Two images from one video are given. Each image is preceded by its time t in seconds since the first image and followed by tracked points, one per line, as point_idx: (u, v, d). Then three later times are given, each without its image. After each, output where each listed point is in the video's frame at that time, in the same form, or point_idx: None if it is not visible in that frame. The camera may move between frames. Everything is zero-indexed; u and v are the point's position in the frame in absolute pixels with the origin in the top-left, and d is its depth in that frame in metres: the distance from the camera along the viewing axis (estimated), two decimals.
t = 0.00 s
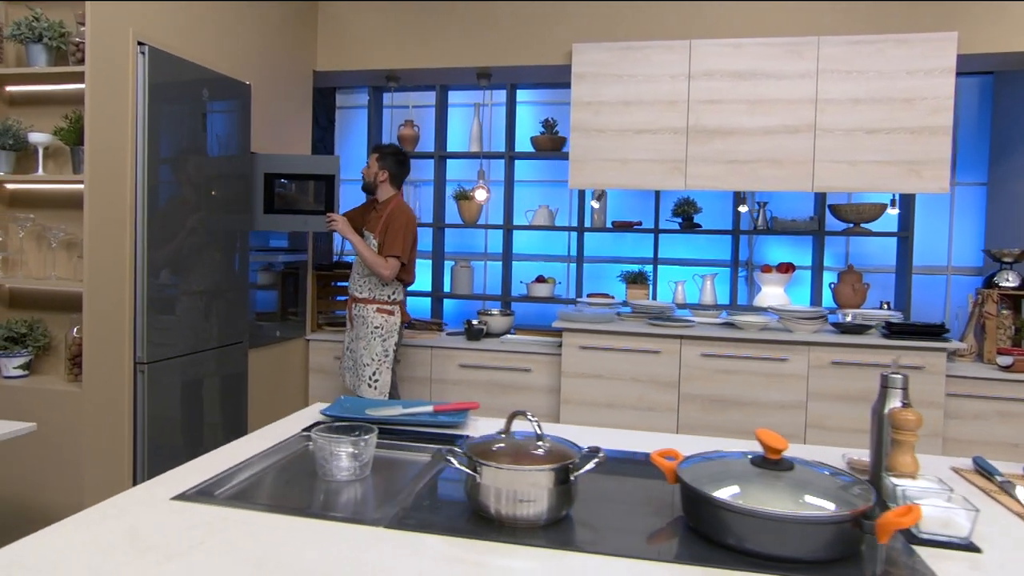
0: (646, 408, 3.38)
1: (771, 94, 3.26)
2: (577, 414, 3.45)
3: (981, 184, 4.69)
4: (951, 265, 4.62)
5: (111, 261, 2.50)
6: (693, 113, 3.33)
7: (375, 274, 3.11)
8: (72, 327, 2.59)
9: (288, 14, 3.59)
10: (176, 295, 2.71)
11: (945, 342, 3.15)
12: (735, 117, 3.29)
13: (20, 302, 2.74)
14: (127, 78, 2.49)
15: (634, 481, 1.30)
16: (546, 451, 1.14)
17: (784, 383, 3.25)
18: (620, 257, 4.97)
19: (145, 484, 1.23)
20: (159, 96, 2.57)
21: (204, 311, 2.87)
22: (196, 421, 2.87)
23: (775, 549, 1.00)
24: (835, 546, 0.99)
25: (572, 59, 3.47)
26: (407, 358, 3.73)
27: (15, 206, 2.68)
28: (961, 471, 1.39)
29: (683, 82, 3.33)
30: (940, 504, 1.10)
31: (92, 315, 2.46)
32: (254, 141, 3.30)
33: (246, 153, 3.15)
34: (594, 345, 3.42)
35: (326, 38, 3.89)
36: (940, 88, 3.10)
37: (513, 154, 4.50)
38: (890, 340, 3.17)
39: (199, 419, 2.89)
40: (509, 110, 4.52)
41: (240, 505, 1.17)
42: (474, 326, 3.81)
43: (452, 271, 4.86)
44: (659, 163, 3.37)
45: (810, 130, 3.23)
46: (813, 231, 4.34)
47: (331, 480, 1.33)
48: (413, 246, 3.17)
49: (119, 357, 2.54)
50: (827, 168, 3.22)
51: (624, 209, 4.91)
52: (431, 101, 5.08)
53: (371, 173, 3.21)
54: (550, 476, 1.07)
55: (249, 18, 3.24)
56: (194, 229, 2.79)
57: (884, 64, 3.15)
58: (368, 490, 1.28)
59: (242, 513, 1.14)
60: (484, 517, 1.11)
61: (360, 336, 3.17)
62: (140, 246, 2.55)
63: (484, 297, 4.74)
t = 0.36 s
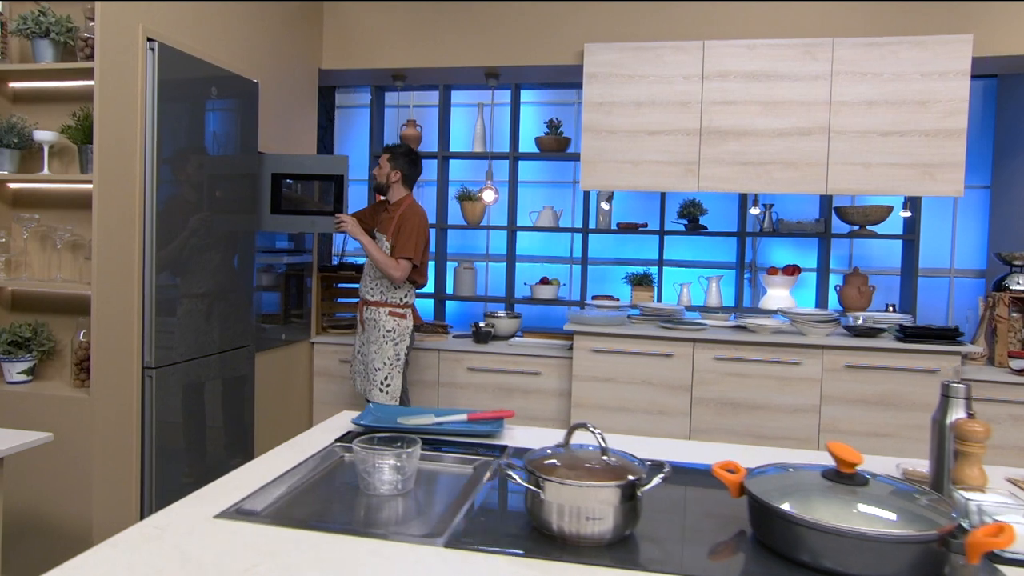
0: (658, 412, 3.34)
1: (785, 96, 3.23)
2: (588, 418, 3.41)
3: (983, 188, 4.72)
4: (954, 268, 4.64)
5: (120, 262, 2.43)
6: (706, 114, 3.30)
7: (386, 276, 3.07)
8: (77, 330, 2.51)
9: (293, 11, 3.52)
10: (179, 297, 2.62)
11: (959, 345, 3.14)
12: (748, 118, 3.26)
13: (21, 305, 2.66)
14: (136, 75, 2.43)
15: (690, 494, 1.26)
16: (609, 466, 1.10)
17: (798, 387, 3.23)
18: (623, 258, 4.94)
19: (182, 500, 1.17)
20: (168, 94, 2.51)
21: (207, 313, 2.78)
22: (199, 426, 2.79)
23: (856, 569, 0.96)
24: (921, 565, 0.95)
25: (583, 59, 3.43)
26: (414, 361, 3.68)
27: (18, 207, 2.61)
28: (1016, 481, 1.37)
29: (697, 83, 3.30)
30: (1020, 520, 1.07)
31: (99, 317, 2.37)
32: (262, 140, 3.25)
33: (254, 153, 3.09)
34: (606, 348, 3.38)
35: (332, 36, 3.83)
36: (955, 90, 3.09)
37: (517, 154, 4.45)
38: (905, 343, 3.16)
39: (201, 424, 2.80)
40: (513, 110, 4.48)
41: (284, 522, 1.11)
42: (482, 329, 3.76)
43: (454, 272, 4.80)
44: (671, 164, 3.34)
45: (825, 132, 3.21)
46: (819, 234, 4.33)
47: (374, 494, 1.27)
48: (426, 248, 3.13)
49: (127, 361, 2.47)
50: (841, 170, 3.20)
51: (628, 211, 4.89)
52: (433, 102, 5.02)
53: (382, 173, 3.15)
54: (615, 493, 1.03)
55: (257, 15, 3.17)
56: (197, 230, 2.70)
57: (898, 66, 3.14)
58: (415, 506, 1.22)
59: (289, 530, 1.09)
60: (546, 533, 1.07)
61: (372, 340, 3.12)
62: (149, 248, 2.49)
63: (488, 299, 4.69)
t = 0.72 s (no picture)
0: (664, 416, 3.32)
1: (791, 99, 3.22)
2: (593, 423, 3.38)
3: (977, 191, 4.76)
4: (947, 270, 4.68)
5: (120, 267, 2.35)
6: (712, 116, 3.28)
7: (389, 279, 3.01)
8: (76, 337, 2.44)
9: (290, 8, 3.44)
10: (180, 301, 2.54)
11: (963, 348, 3.16)
12: (754, 121, 3.25)
13: (15, 311, 2.57)
14: (137, 73, 2.34)
15: (742, 508, 1.23)
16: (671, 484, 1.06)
17: (804, 391, 3.23)
18: (620, 260, 4.93)
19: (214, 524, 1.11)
20: (169, 93, 2.43)
21: (201, 318, 2.68)
22: (195, 434, 2.68)
23: None
24: None
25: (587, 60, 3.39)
26: (415, 366, 3.62)
27: (10, 209, 2.51)
28: None
29: (702, 85, 3.28)
30: None
31: (100, 322, 2.30)
32: (263, 141, 3.19)
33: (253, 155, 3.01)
34: (611, 352, 3.36)
35: (329, 34, 3.75)
36: (959, 94, 3.11)
37: (514, 155, 4.40)
38: (910, 347, 3.17)
39: (198, 432, 2.70)
40: (510, 111, 4.42)
41: (329, 547, 1.06)
42: (483, 333, 3.72)
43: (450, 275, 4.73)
44: (677, 167, 3.31)
45: (830, 136, 3.21)
46: (817, 236, 4.34)
47: (413, 513, 1.22)
48: (431, 251, 3.07)
49: (127, 369, 2.39)
50: (846, 174, 3.20)
51: (625, 214, 4.87)
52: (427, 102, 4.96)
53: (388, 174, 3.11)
54: (680, 513, 0.99)
55: (255, 11, 3.09)
56: (193, 232, 2.61)
57: (903, 70, 3.14)
58: (457, 526, 1.17)
59: (336, 554, 1.04)
60: (604, 553, 1.03)
61: (375, 345, 3.06)
62: (150, 252, 2.41)
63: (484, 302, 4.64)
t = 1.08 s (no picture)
0: (666, 416, 3.31)
1: (791, 98, 3.22)
2: (595, 424, 3.36)
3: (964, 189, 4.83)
4: (935, 268, 4.74)
5: (117, 270, 2.28)
6: (712, 115, 3.27)
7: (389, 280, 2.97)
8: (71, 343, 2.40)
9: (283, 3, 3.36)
10: (177, 305, 2.47)
11: (961, 345, 3.20)
12: (753, 120, 3.25)
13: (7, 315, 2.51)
14: (134, 69, 2.26)
15: (785, 512, 1.21)
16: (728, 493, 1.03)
17: (805, 389, 3.24)
18: (613, 260, 4.92)
19: (247, 544, 1.06)
20: (165, 90, 2.36)
21: (193, 321, 2.57)
22: (191, 440, 2.60)
23: None
24: None
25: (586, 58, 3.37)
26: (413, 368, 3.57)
27: None
28: None
29: (702, 84, 3.27)
30: None
31: (98, 326, 2.25)
32: (259, 140, 3.14)
33: (247, 155, 2.92)
34: (612, 352, 3.34)
35: (322, 31, 3.68)
36: (956, 93, 3.14)
37: (508, 154, 4.36)
38: (909, 345, 3.20)
39: (196, 439, 2.63)
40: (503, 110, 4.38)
41: (370, 563, 1.02)
42: (481, 334, 3.68)
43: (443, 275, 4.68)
44: (677, 166, 3.30)
45: (829, 134, 3.21)
46: (810, 235, 4.35)
47: (451, 525, 1.18)
48: (429, 248, 3.02)
49: (125, 375, 2.32)
50: (845, 172, 3.21)
51: (619, 214, 4.86)
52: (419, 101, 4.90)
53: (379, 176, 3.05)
54: (740, 526, 0.96)
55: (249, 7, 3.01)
56: (189, 233, 2.53)
57: (901, 69, 3.16)
58: (499, 539, 1.12)
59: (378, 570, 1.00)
60: (660, 564, 1.00)
61: (378, 348, 3.01)
62: (148, 254, 2.33)
63: (478, 303, 4.59)
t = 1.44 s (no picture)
0: (666, 413, 3.32)
1: (788, 94, 3.23)
2: (595, 422, 3.35)
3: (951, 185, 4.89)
4: (923, 263, 4.80)
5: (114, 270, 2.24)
6: (710, 112, 3.27)
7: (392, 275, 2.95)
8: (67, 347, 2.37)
9: None
10: (175, 308, 2.42)
11: (957, 339, 3.23)
12: (751, 117, 3.25)
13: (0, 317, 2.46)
14: (130, 66, 2.20)
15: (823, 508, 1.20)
16: (775, 490, 1.01)
17: (804, 385, 3.26)
18: (606, 257, 4.91)
19: (281, 552, 1.03)
20: (162, 87, 2.30)
21: (186, 322, 2.50)
22: (188, 444, 2.55)
23: None
24: None
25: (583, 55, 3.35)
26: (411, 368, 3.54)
27: None
28: None
29: (700, 81, 3.27)
30: None
31: (97, 323, 2.25)
32: (255, 138, 3.09)
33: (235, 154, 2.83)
34: (612, 350, 3.34)
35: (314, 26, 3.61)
36: (951, 89, 3.16)
37: (501, 152, 4.32)
38: (907, 339, 3.22)
39: (194, 443, 2.58)
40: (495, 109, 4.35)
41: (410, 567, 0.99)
42: (479, 333, 3.65)
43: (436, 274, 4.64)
44: (675, 163, 3.30)
45: (826, 131, 3.23)
46: (802, 231, 4.38)
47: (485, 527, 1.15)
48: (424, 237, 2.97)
49: (123, 379, 2.26)
50: (842, 169, 3.23)
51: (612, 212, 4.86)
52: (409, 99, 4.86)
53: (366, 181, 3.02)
54: (791, 523, 0.94)
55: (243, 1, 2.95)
56: (186, 233, 2.48)
57: (896, 66, 3.19)
58: (537, 543, 1.10)
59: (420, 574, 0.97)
60: (707, 564, 0.99)
61: (380, 346, 2.98)
62: (146, 255, 2.26)
63: (473, 302, 4.56)
